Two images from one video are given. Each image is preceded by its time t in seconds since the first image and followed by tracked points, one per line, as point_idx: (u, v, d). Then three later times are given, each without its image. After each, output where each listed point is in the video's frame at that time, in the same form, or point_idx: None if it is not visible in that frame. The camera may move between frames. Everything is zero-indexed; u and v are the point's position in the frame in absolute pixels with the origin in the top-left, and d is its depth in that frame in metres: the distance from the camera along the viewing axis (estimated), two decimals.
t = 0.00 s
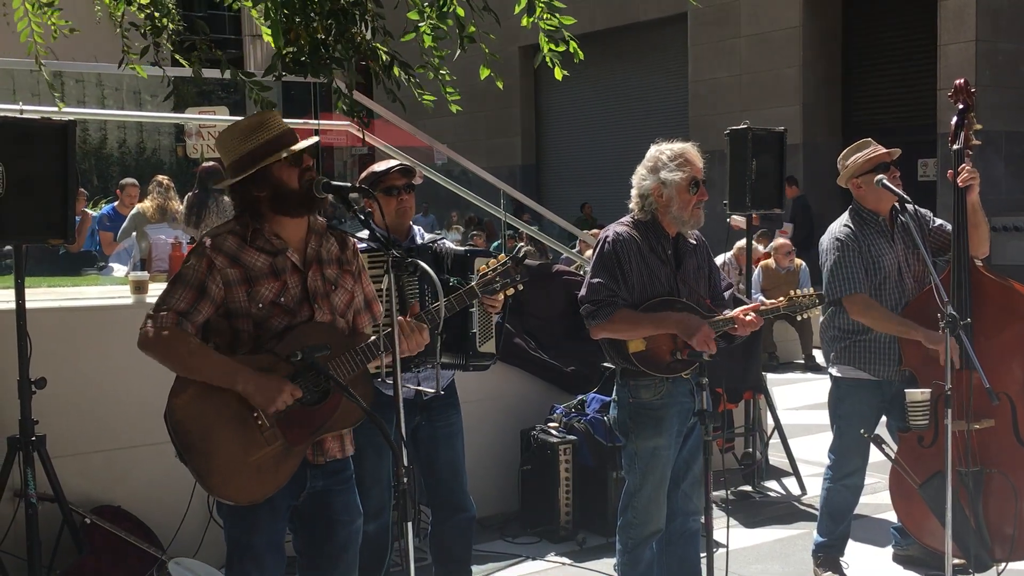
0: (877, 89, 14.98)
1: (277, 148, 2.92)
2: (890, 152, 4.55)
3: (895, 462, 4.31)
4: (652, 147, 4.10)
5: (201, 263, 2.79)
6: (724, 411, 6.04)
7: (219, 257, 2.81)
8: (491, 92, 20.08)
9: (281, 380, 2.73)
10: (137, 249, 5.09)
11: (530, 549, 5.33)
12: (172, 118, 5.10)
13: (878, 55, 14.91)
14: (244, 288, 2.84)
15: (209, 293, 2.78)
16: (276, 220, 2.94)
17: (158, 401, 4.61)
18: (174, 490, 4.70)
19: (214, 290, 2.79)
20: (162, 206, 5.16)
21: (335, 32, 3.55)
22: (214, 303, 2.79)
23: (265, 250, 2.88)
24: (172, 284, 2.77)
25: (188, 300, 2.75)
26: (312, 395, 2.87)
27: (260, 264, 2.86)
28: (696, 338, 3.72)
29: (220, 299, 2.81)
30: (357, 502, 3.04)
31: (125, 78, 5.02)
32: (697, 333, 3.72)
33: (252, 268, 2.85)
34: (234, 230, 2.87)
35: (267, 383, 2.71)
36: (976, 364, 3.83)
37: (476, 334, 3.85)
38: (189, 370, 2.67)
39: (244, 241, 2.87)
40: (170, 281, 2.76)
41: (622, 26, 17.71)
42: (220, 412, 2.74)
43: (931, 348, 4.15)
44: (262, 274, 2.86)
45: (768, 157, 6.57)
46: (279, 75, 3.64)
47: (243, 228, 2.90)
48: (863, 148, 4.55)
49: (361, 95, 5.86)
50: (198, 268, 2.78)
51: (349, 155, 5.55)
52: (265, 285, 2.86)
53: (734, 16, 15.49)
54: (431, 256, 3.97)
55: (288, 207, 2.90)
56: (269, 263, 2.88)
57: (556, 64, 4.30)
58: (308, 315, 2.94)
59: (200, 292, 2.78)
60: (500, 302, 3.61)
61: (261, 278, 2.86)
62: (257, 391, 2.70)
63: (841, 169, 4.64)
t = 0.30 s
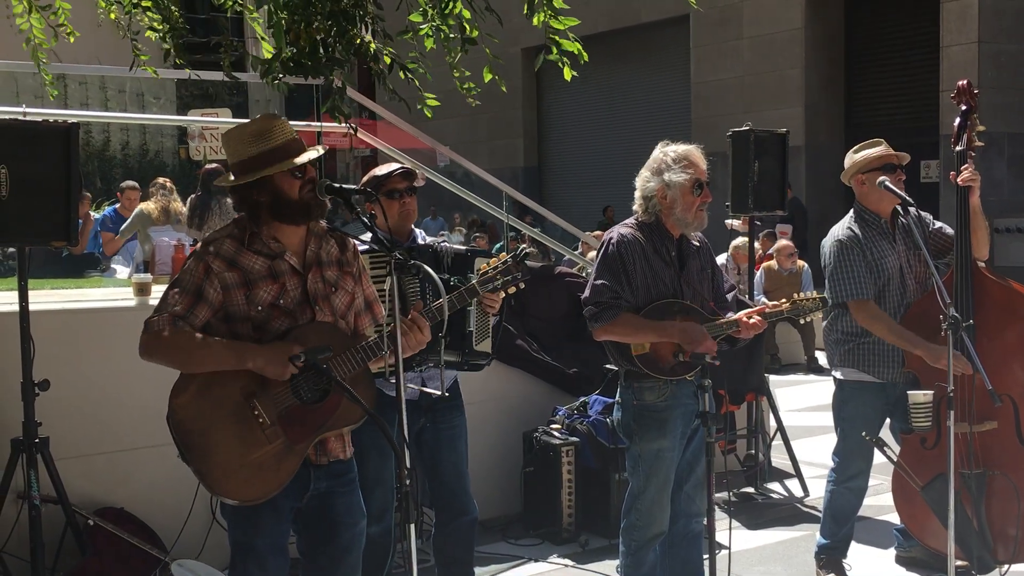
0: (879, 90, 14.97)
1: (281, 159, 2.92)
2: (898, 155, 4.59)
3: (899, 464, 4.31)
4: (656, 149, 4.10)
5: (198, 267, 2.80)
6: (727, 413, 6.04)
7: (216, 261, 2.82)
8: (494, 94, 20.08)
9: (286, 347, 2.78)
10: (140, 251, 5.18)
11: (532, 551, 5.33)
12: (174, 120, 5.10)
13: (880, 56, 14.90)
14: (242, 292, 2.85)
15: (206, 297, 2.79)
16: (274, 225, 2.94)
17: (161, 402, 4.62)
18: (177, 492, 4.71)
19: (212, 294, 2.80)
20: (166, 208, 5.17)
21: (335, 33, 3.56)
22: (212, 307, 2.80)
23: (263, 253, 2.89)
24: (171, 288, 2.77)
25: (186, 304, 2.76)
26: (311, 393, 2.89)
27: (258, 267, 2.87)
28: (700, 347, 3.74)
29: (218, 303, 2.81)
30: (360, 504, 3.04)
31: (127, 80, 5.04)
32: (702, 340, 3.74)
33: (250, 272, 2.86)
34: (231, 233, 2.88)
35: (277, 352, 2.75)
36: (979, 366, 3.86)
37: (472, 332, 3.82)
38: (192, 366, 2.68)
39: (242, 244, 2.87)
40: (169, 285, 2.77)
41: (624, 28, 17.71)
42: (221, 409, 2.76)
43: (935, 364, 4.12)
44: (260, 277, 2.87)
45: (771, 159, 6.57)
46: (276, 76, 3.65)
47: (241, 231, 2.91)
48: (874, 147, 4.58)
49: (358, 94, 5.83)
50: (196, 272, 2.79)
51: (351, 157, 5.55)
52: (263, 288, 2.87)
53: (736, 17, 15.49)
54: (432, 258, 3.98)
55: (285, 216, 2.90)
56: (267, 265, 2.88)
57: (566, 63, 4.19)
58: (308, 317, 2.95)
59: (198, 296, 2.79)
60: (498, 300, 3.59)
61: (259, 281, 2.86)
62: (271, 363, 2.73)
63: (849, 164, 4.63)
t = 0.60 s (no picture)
0: (880, 92, 14.97)
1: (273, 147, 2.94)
2: (902, 158, 4.57)
3: (900, 466, 4.32)
4: (658, 151, 4.10)
5: (204, 267, 2.79)
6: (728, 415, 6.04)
7: (222, 261, 2.81)
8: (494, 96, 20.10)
9: (273, 398, 2.74)
10: (142, 254, 5.08)
11: (533, 553, 5.33)
12: (175, 123, 5.11)
13: (881, 58, 14.90)
14: (247, 292, 2.84)
15: (211, 297, 2.78)
16: (279, 224, 2.95)
17: (162, 405, 4.62)
18: (178, 494, 4.71)
19: (218, 294, 2.79)
20: (167, 210, 5.13)
21: (340, 36, 3.56)
22: (217, 307, 2.79)
23: (268, 254, 2.89)
24: (175, 289, 2.77)
25: (191, 304, 2.76)
26: (314, 401, 2.87)
27: (263, 267, 2.87)
28: (707, 312, 3.75)
29: (224, 303, 2.81)
30: (360, 506, 3.04)
31: (129, 83, 5.08)
32: (707, 307, 3.76)
33: (256, 272, 2.86)
34: (237, 233, 2.88)
35: (260, 398, 2.73)
36: (980, 368, 3.86)
37: (472, 332, 3.80)
38: (188, 381, 2.69)
39: (247, 244, 2.87)
40: (173, 285, 2.77)
41: (625, 30, 17.72)
42: (222, 415, 2.75)
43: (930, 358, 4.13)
44: (265, 277, 2.87)
45: (772, 161, 6.57)
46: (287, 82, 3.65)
47: (246, 231, 2.91)
48: (877, 150, 4.59)
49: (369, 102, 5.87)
50: (201, 272, 2.79)
51: (352, 159, 5.56)
52: (269, 288, 2.87)
53: (737, 20, 15.50)
54: (434, 259, 3.99)
55: (291, 205, 2.89)
56: (272, 266, 2.89)
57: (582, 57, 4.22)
58: (311, 318, 2.95)
59: (203, 296, 2.78)
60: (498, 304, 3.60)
61: (264, 282, 2.86)
62: (251, 405, 2.71)
63: (852, 165, 4.68)
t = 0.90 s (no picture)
0: (879, 94, 14.98)
1: (286, 161, 2.96)
2: (915, 162, 4.59)
3: (899, 468, 4.32)
4: (659, 154, 4.10)
5: (201, 272, 2.80)
6: (727, 418, 6.04)
7: (219, 267, 2.82)
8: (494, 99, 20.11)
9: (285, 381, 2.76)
10: (142, 258, 5.04)
11: (533, 556, 5.34)
12: (175, 126, 5.10)
13: (880, 61, 14.92)
14: (244, 298, 2.85)
15: (209, 302, 2.79)
16: (276, 230, 2.96)
17: (162, 408, 4.62)
18: (178, 497, 4.71)
19: (215, 299, 2.80)
20: (166, 213, 5.12)
21: (341, 39, 3.57)
22: (214, 312, 2.80)
23: (265, 259, 2.90)
24: (172, 293, 2.78)
25: (189, 309, 2.76)
26: (314, 400, 2.89)
27: (260, 273, 2.88)
28: (702, 339, 3.72)
29: (221, 309, 2.81)
30: (359, 509, 3.04)
31: (129, 86, 5.05)
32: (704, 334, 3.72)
33: (253, 277, 2.86)
34: (234, 239, 2.89)
35: (271, 385, 2.74)
36: (979, 370, 3.85)
37: (471, 332, 3.85)
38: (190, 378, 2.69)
39: (244, 250, 2.88)
40: (170, 290, 2.78)
41: (624, 33, 17.74)
42: (221, 417, 2.76)
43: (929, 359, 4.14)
44: (262, 283, 2.87)
45: (771, 163, 6.58)
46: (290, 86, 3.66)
47: (244, 237, 2.91)
48: (892, 151, 4.59)
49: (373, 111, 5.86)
50: (198, 277, 2.80)
51: (352, 162, 5.57)
52: (266, 294, 2.87)
53: (737, 22, 15.52)
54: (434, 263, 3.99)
55: (289, 218, 2.91)
56: (270, 271, 2.89)
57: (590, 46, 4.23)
58: (309, 324, 2.95)
59: (200, 301, 2.79)
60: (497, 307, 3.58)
61: (261, 287, 2.87)
62: (263, 394, 2.72)
63: (864, 164, 4.67)
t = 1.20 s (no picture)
0: (879, 97, 14.99)
1: (289, 165, 2.92)
2: (919, 168, 4.61)
3: (899, 470, 4.32)
4: (658, 154, 4.11)
5: (200, 274, 2.80)
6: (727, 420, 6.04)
7: (218, 269, 2.82)
8: (494, 101, 20.13)
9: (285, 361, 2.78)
10: (141, 261, 5.04)
11: (533, 558, 5.33)
12: (176, 129, 5.15)
13: (880, 63, 14.93)
14: (244, 300, 2.85)
15: (208, 304, 2.79)
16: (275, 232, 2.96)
17: (162, 410, 4.62)
18: (178, 499, 4.71)
19: (214, 301, 2.80)
20: (166, 215, 5.09)
21: (340, 43, 3.58)
22: (214, 315, 2.80)
23: (265, 262, 2.90)
24: (172, 296, 2.77)
25: (188, 312, 2.77)
26: (315, 402, 2.91)
27: (259, 275, 2.88)
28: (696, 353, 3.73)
29: (220, 311, 2.81)
30: (360, 512, 3.04)
31: (129, 89, 5.10)
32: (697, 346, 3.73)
33: (252, 279, 2.86)
34: (233, 241, 2.89)
35: (276, 371, 2.75)
36: (979, 373, 3.85)
37: (474, 340, 3.79)
38: (191, 377, 2.69)
39: (243, 252, 2.88)
40: (170, 292, 2.77)
41: (624, 35, 17.75)
42: (221, 416, 2.76)
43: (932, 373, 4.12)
44: (261, 285, 2.87)
45: (771, 166, 6.59)
46: (289, 89, 3.70)
47: (242, 240, 2.91)
48: (893, 156, 4.61)
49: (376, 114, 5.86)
50: (198, 279, 2.80)
51: (352, 165, 5.58)
52: (265, 296, 2.87)
53: (737, 25, 15.53)
54: (435, 266, 3.98)
55: (289, 224, 2.90)
56: (269, 273, 2.89)
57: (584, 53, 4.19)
58: (308, 325, 2.95)
59: (199, 303, 2.79)
60: (500, 316, 3.70)
61: (260, 289, 2.87)
62: (271, 377, 2.74)
63: (869, 167, 4.69)
